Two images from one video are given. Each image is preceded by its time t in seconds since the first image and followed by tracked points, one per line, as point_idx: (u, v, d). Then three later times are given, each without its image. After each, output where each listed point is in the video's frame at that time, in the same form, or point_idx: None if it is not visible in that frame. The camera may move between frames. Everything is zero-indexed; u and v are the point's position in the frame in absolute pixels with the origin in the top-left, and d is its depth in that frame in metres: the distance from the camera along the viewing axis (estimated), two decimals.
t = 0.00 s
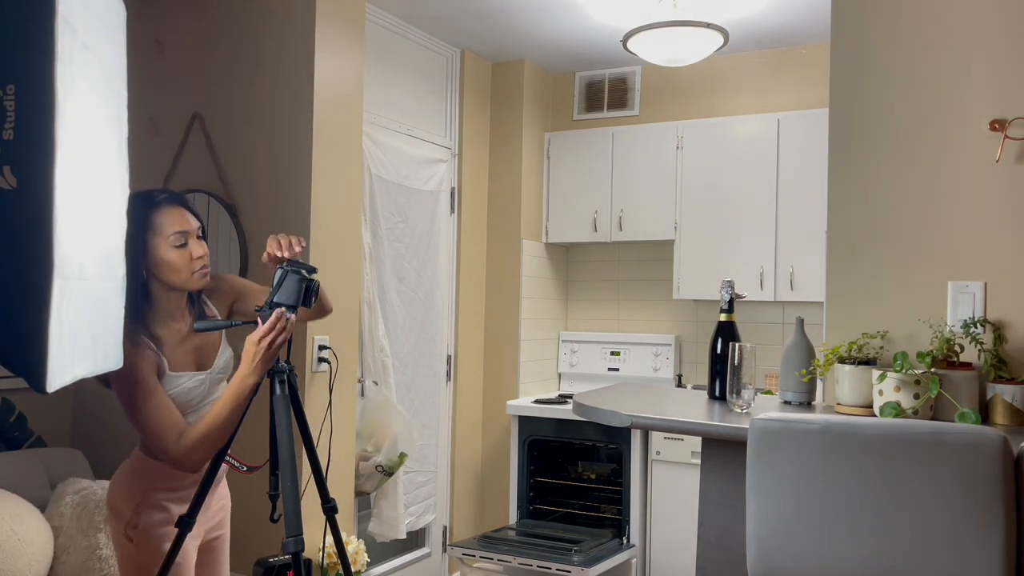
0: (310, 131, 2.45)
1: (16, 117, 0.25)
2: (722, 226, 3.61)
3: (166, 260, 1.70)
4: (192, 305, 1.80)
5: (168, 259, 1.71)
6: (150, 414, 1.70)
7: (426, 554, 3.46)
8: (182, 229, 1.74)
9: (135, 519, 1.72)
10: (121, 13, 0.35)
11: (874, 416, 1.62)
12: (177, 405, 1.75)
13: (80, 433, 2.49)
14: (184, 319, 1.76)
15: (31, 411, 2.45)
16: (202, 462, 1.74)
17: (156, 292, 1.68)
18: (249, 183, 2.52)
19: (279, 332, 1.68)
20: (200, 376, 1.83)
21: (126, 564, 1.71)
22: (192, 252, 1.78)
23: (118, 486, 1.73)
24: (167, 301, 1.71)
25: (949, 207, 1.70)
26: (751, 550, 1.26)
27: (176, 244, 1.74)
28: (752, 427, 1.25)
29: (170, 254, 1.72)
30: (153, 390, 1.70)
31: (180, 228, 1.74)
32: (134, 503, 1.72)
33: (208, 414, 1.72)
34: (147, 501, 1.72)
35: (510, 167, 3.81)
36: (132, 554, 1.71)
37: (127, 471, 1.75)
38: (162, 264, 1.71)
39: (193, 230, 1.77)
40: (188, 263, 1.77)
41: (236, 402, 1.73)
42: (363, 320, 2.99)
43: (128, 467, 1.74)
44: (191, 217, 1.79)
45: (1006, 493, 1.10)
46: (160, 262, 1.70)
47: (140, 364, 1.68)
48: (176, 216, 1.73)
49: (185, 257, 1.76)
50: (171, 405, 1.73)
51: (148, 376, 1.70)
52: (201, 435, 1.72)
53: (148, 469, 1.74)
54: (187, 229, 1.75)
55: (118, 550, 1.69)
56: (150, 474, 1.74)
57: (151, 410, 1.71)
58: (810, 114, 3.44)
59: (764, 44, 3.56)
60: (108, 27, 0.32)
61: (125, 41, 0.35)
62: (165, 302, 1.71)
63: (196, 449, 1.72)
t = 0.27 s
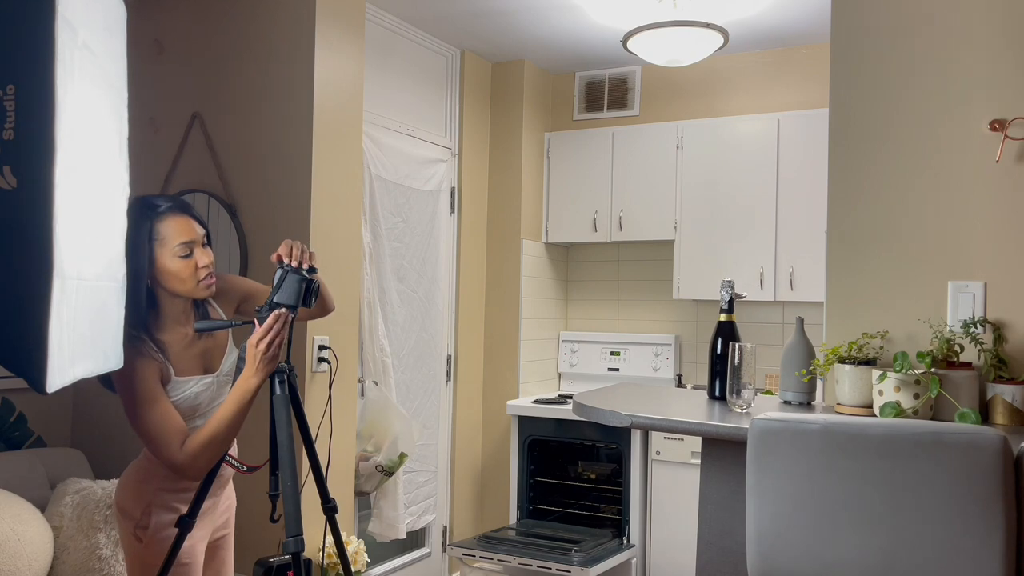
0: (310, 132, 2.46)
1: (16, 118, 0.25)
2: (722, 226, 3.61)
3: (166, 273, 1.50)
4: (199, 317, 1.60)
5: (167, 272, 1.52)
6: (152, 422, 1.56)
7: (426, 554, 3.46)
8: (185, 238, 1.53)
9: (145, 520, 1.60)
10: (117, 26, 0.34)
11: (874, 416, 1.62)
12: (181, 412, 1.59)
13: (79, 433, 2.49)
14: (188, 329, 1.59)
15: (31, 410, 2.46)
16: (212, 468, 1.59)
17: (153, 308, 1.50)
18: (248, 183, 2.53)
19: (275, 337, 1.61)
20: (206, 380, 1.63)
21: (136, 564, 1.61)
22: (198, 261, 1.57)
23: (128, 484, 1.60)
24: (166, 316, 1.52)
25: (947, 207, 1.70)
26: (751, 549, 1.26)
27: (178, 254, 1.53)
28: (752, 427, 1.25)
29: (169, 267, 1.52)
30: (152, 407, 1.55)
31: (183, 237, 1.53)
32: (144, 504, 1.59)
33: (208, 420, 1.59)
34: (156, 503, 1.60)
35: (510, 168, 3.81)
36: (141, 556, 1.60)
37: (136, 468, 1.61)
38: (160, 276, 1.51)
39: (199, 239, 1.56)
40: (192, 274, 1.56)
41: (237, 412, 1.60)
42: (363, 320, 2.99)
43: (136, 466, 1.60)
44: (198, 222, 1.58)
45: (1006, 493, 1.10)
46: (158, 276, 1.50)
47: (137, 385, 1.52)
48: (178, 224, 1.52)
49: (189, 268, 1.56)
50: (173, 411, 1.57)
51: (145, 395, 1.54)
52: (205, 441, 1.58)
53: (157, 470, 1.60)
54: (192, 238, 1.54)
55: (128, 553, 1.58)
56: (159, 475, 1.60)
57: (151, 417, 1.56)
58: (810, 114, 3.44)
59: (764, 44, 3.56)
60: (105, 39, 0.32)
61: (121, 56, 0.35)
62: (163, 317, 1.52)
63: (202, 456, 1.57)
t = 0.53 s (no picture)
0: (310, 132, 2.46)
1: (16, 118, 0.25)
2: (723, 226, 3.61)
3: (169, 274, 1.51)
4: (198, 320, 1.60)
5: (171, 274, 1.52)
6: (154, 421, 1.54)
7: (426, 554, 3.46)
8: (189, 241, 1.54)
9: (143, 521, 1.58)
10: (118, 23, 0.35)
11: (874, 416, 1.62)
12: (183, 412, 1.57)
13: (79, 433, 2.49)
14: (187, 330, 1.59)
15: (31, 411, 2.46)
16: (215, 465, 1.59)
17: (156, 310, 1.49)
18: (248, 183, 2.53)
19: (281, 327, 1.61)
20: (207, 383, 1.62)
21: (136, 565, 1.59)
22: (199, 264, 1.58)
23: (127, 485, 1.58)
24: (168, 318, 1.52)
25: (947, 207, 1.70)
26: (751, 549, 1.26)
27: (181, 257, 1.54)
28: (752, 428, 1.25)
29: (172, 269, 1.52)
30: (153, 407, 1.52)
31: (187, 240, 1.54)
32: (143, 504, 1.58)
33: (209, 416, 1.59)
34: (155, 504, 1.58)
35: (510, 168, 3.82)
36: (140, 558, 1.58)
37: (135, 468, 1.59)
38: (163, 278, 1.51)
39: (201, 242, 1.57)
40: (193, 276, 1.57)
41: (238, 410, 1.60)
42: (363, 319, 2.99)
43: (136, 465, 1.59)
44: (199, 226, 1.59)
45: (1006, 493, 1.10)
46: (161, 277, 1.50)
47: (139, 387, 1.50)
48: (182, 227, 1.53)
49: (190, 270, 1.56)
50: (173, 410, 1.55)
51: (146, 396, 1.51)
52: (207, 439, 1.57)
53: (156, 470, 1.57)
54: (195, 240, 1.55)
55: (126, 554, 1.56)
56: (157, 476, 1.58)
57: (151, 418, 1.53)
58: (810, 114, 3.44)
59: (764, 44, 3.56)
60: (104, 38, 0.32)
61: (121, 53, 0.35)
62: (165, 318, 1.51)
63: (207, 454, 1.57)
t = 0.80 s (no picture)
0: (310, 132, 2.46)
1: (16, 118, 0.25)
2: (723, 225, 3.61)
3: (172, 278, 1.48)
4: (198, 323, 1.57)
5: (173, 278, 1.49)
6: (160, 423, 1.51)
7: (426, 554, 3.46)
8: (191, 244, 1.51)
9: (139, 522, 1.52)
10: (118, 24, 0.35)
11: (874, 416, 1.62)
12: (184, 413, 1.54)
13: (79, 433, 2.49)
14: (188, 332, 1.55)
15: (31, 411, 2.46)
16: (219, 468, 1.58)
17: (158, 314, 1.45)
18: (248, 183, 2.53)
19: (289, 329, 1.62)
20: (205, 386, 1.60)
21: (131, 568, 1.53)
22: (202, 268, 1.55)
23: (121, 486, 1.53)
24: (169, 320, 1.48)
25: (947, 207, 1.70)
26: (751, 549, 1.26)
27: (183, 260, 1.51)
28: (752, 428, 1.25)
29: (175, 273, 1.49)
30: (156, 408, 1.50)
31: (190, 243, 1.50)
32: (138, 506, 1.52)
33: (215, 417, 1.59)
34: (151, 505, 1.53)
35: (510, 168, 3.81)
36: (136, 560, 1.52)
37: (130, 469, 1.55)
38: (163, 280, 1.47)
39: (204, 246, 1.54)
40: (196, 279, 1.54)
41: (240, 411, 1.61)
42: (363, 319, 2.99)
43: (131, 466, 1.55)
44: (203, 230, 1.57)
45: (1006, 493, 1.10)
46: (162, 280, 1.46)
47: (139, 389, 1.46)
48: (184, 230, 1.50)
49: (193, 273, 1.53)
50: (176, 412, 1.53)
51: (146, 398, 1.48)
52: (213, 442, 1.57)
53: (151, 471, 1.54)
54: (198, 244, 1.52)
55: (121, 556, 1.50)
56: (152, 477, 1.54)
57: (152, 419, 1.50)
58: (810, 114, 3.44)
59: (764, 44, 3.56)
60: (104, 38, 0.32)
61: (121, 52, 0.35)
62: (166, 321, 1.48)
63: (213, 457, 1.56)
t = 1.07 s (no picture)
0: (310, 133, 2.46)
1: (16, 118, 0.25)
2: (723, 225, 3.61)
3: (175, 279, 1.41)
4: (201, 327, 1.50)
5: (176, 279, 1.42)
6: (165, 422, 1.45)
7: (426, 554, 3.46)
8: (194, 246, 1.45)
9: (136, 523, 1.43)
10: (118, 25, 0.35)
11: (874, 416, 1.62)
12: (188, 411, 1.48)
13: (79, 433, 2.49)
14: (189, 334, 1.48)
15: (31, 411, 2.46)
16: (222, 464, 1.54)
17: (162, 314, 1.39)
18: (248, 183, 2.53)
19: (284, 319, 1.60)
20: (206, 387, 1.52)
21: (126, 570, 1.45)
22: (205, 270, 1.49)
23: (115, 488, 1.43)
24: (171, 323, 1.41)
25: (947, 207, 1.70)
26: (751, 549, 1.26)
27: (187, 261, 1.45)
28: (752, 428, 1.25)
29: (178, 274, 1.43)
30: (161, 409, 1.44)
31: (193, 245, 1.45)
32: (136, 506, 1.43)
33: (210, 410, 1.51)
34: (149, 505, 1.44)
35: (510, 169, 3.82)
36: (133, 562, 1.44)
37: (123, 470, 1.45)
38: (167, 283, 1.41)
39: (208, 248, 1.49)
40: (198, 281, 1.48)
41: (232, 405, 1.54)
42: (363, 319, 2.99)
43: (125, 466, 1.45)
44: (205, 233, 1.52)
45: (1006, 493, 1.10)
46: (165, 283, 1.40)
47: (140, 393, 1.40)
48: (187, 232, 1.45)
49: (196, 275, 1.47)
50: (180, 411, 1.46)
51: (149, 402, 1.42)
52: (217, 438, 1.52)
53: (148, 470, 1.45)
54: (201, 246, 1.47)
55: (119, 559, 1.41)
56: (150, 476, 1.45)
57: (156, 417, 1.43)
58: (810, 114, 3.44)
59: (764, 44, 3.56)
60: (104, 38, 0.32)
61: (121, 53, 0.35)
62: (169, 324, 1.41)
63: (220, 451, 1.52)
